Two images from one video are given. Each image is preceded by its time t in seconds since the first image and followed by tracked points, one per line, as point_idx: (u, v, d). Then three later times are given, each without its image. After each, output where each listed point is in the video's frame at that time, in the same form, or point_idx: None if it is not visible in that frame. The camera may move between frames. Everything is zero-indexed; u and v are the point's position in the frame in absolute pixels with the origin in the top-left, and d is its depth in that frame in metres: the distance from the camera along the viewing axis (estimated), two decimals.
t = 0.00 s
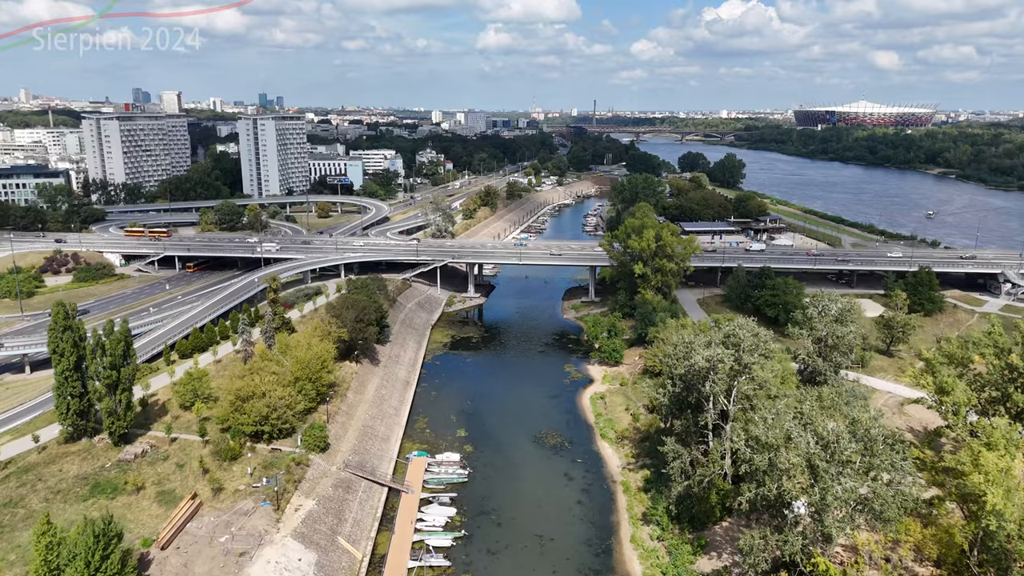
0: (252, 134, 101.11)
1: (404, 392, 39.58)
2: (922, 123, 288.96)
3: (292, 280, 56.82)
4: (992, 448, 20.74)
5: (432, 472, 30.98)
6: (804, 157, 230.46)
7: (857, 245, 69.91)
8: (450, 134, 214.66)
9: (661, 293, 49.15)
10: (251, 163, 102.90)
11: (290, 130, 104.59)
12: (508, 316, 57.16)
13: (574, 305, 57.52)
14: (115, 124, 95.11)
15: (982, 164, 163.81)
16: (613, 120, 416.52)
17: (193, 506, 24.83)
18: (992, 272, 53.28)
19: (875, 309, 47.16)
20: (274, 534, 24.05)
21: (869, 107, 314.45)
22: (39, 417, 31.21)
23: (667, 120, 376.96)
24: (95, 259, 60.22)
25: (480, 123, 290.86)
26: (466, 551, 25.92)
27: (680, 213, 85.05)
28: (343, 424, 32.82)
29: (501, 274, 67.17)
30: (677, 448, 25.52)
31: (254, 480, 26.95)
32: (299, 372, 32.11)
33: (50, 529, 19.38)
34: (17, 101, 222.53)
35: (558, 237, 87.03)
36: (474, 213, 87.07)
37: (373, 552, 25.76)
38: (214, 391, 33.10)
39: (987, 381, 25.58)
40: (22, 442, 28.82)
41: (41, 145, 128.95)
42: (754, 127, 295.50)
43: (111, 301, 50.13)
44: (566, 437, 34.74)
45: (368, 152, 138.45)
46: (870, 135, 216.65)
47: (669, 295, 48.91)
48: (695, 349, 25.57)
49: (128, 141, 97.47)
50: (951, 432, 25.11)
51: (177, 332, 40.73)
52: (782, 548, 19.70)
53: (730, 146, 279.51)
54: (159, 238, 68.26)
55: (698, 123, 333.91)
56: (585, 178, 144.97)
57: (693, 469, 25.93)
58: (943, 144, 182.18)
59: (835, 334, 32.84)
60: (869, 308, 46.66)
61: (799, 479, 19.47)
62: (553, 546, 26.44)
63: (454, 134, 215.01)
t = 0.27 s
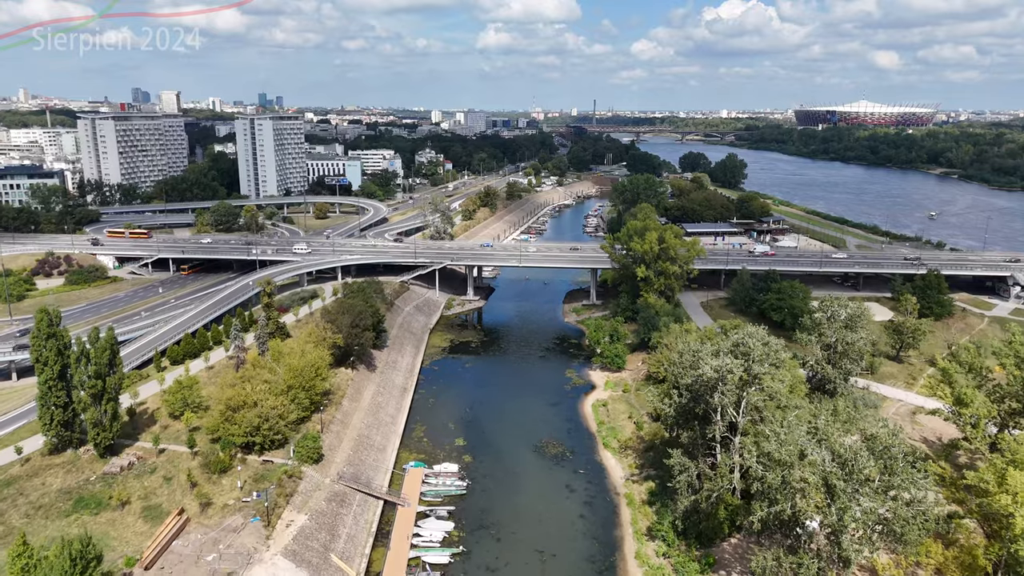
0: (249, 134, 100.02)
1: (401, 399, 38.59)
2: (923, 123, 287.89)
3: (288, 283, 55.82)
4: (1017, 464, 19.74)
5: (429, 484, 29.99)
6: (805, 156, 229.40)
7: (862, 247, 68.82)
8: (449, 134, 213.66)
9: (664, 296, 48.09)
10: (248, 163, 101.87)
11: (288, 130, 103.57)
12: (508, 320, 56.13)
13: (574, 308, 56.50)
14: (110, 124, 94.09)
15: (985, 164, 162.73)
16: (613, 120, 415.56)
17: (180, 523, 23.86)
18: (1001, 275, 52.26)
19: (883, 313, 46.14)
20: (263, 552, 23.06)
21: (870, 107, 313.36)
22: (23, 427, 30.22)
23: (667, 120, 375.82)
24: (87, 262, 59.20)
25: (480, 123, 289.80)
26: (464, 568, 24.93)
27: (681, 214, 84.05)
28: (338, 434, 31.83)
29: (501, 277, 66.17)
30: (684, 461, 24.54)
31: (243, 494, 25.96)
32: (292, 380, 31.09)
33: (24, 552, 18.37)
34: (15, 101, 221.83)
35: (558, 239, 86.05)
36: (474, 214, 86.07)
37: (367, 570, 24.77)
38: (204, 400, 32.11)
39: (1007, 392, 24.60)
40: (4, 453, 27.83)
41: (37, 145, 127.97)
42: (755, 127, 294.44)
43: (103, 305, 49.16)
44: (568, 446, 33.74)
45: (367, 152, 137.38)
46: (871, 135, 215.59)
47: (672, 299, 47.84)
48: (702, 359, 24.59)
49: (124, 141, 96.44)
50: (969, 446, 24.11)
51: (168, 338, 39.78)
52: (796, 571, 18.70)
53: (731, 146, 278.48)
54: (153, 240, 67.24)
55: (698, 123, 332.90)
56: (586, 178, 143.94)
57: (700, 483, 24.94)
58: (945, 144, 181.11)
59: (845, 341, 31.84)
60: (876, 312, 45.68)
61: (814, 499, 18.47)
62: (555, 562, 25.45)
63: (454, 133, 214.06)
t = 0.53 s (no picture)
0: (245, 134, 98.74)
1: (398, 408, 37.41)
2: (924, 123, 286.75)
3: (283, 287, 54.63)
4: None
5: (426, 499, 28.82)
6: (806, 156, 228.26)
7: (867, 249, 67.66)
8: (449, 134, 212.48)
9: (668, 301, 46.86)
10: (244, 164, 100.67)
11: (284, 130, 102.34)
12: (508, 324, 54.95)
13: (575, 312, 55.32)
14: (104, 125, 92.89)
15: (988, 165, 161.53)
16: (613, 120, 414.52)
17: (163, 545, 22.69)
18: (1011, 279, 51.10)
19: (892, 319, 45.00)
20: None
21: (871, 107, 312.23)
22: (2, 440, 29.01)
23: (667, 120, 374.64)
24: (78, 265, 58.01)
25: (479, 123, 288.67)
26: None
27: (683, 215, 82.89)
28: (332, 446, 30.67)
29: (501, 280, 65.00)
30: (692, 479, 23.38)
31: (231, 513, 24.80)
32: (283, 392, 29.88)
33: None
34: (12, 102, 220.84)
35: (559, 241, 84.94)
36: (473, 215, 84.90)
37: None
38: (193, 411, 30.93)
39: None
40: None
41: (32, 146, 126.79)
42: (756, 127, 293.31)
43: (92, 311, 48.02)
44: (570, 458, 32.59)
45: (365, 152, 136.15)
46: (872, 135, 214.44)
47: (676, 304, 46.60)
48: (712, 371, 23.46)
49: (118, 141, 95.25)
50: (994, 463, 22.95)
51: (157, 345, 38.63)
52: None
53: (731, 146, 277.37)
54: (146, 242, 66.01)
55: (699, 123, 331.83)
56: (586, 179, 142.75)
57: (709, 501, 23.76)
58: (948, 144, 179.93)
59: (857, 349, 30.70)
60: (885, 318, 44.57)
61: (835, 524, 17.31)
62: None
63: (453, 134, 212.98)
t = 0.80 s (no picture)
0: (241, 134, 97.45)
1: (393, 418, 36.15)
2: (925, 123, 285.81)
3: (277, 291, 53.40)
4: None
5: (422, 516, 27.57)
6: (807, 156, 227.26)
7: (872, 251, 66.52)
8: (448, 134, 211.38)
9: (671, 305, 45.63)
10: (240, 164, 99.42)
11: (281, 130, 101.09)
12: (507, 328, 53.73)
13: (576, 317, 54.11)
14: (97, 125, 91.63)
15: (990, 165, 160.42)
16: (612, 120, 413.64)
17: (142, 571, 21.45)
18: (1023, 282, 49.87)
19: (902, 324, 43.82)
20: None
21: (871, 107, 311.28)
22: None
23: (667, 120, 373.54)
24: (68, 268, 56.78)
25: (478, 123, 287.68)
26: None
27: (685, 217, 81.74)
28: (323, 461, 29.42)
29: (500, 283, 63.79)
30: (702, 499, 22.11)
31: (215, 534, 23.56)
32: (273, 404, 28.63)
33: None
34: (9, 102, 219.74)
35: (558, 243, 83.72)
36: (472, 217, 83.70)
37: None
38: (179, 424, 29.66)
39: None
40: None
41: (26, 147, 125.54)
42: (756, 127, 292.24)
43: (80, 316, 46.79)
44: (572, 472, 31.33)
45: (363, 152, 134.90)
46: (873, 135, 213.44)
47: (679, 309, 45.36)
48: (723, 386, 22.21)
49: (112, 142, 93.99)
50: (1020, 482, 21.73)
51: (144, 353, 37.38)
52: None
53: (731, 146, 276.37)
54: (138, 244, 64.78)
55: (698, 123, 330.88)
56: (586, 179, 141.54)
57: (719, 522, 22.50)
58: (950, 144, 178.90)
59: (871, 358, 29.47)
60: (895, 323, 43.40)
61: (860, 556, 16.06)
62: None
63: (452, 134, 211.83)
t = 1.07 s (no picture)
0: (238, 135, 96.18)
1: (389, 429, 34.93)
2: (927, 123, 284.66)
3: (271, 295, 52.21)
4: None
5: (418, 535, 26.32)
6: (808, 157, 226.17)
7: (879, 254, 65.26)
8: (448, 134, 210.30)
9: (676, 311, 44.43)
10: (237, 165, 98.21)
11: (278, 130, 99.84)
12: (507, 333, 52.51)
13: (578, 321, 52.91)
14: (92, 125, 90.42)
15: (994, 165, 159.18)
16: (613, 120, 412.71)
17: None
18: None
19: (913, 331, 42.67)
20: None
21: (873, 107, 310.11)
22: None
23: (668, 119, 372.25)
24: (58, 272, 55.60)
25: (478, 124, 286.59)
26: None
27: (688, 218, 80.50)
28: (316, 475, 28.19)
29: (500, 286, 62.60)
30: (713, 521, 20.87)
31: (199, 558, 22.35)
32: (262, 417, 27.38)
33: None
34: (7, 102, 218.82)
35: (559, 245, 82.64)
36: (471, 219, 82.54)
37: None
38: (165, 437, 28.45)
39: None
40: None
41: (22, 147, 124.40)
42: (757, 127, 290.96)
43: (69, 321, 45.66)
44: (575, 487, 30.13)
45: (362, 153, 133.64)
46: (875, 135, 212.24)
47: (684, 314, 44.12)
48: (736, 403, 21.02)
49: (107, 143, 92.81)
50: None
51: (132, 362, 36.22)
52: None
53: (732, 146, 275.29)
54: (131, 247, 63.61)
55: (699, 124, 329.78)
56: (587, 180, 140.28)
57: (732, 545, 21.23)
58: (953, 144, 177.74)
59: (886, 369, 28.26)
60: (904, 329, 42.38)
61: None
62: None
63: (452, 134, 210.80)
